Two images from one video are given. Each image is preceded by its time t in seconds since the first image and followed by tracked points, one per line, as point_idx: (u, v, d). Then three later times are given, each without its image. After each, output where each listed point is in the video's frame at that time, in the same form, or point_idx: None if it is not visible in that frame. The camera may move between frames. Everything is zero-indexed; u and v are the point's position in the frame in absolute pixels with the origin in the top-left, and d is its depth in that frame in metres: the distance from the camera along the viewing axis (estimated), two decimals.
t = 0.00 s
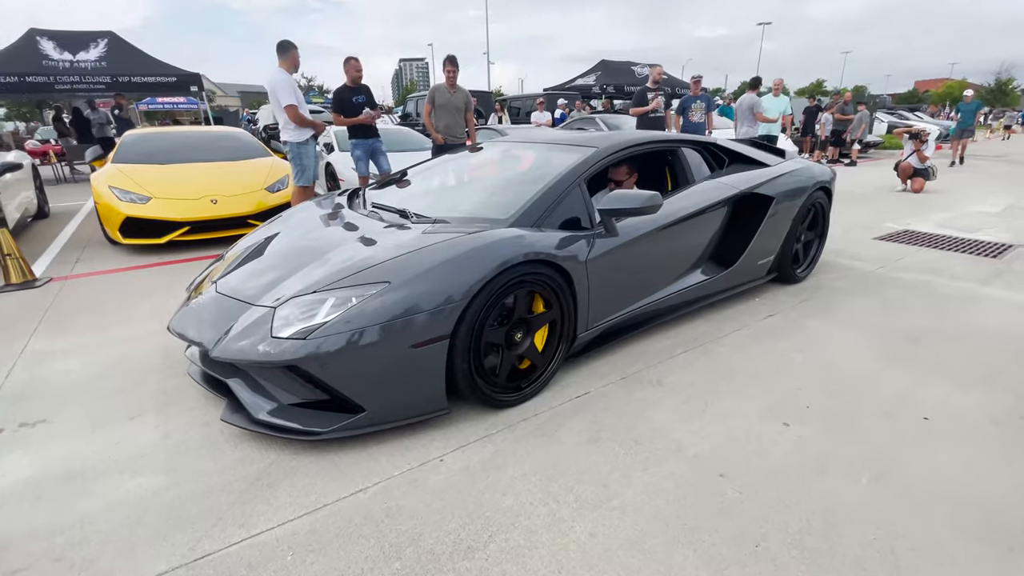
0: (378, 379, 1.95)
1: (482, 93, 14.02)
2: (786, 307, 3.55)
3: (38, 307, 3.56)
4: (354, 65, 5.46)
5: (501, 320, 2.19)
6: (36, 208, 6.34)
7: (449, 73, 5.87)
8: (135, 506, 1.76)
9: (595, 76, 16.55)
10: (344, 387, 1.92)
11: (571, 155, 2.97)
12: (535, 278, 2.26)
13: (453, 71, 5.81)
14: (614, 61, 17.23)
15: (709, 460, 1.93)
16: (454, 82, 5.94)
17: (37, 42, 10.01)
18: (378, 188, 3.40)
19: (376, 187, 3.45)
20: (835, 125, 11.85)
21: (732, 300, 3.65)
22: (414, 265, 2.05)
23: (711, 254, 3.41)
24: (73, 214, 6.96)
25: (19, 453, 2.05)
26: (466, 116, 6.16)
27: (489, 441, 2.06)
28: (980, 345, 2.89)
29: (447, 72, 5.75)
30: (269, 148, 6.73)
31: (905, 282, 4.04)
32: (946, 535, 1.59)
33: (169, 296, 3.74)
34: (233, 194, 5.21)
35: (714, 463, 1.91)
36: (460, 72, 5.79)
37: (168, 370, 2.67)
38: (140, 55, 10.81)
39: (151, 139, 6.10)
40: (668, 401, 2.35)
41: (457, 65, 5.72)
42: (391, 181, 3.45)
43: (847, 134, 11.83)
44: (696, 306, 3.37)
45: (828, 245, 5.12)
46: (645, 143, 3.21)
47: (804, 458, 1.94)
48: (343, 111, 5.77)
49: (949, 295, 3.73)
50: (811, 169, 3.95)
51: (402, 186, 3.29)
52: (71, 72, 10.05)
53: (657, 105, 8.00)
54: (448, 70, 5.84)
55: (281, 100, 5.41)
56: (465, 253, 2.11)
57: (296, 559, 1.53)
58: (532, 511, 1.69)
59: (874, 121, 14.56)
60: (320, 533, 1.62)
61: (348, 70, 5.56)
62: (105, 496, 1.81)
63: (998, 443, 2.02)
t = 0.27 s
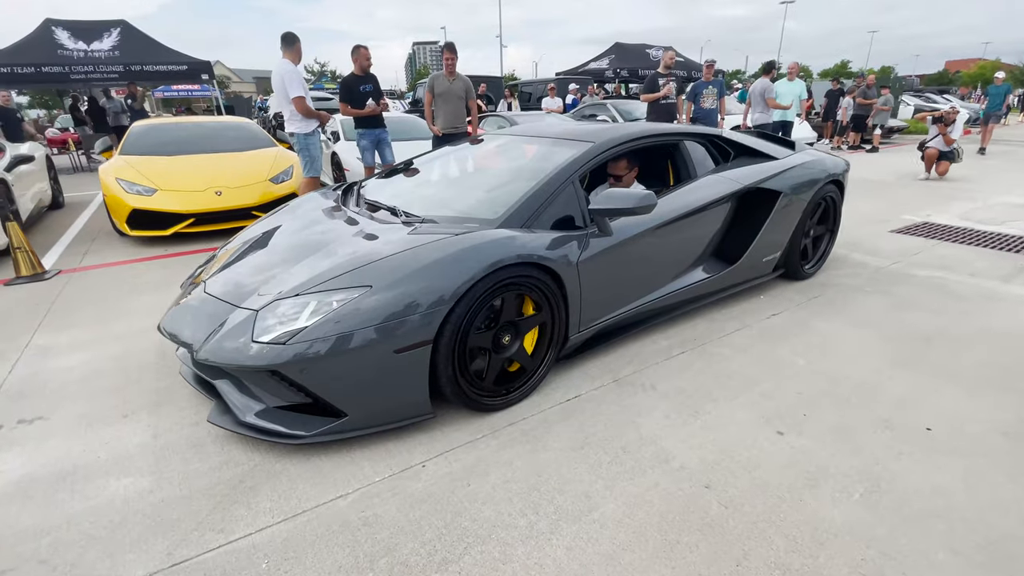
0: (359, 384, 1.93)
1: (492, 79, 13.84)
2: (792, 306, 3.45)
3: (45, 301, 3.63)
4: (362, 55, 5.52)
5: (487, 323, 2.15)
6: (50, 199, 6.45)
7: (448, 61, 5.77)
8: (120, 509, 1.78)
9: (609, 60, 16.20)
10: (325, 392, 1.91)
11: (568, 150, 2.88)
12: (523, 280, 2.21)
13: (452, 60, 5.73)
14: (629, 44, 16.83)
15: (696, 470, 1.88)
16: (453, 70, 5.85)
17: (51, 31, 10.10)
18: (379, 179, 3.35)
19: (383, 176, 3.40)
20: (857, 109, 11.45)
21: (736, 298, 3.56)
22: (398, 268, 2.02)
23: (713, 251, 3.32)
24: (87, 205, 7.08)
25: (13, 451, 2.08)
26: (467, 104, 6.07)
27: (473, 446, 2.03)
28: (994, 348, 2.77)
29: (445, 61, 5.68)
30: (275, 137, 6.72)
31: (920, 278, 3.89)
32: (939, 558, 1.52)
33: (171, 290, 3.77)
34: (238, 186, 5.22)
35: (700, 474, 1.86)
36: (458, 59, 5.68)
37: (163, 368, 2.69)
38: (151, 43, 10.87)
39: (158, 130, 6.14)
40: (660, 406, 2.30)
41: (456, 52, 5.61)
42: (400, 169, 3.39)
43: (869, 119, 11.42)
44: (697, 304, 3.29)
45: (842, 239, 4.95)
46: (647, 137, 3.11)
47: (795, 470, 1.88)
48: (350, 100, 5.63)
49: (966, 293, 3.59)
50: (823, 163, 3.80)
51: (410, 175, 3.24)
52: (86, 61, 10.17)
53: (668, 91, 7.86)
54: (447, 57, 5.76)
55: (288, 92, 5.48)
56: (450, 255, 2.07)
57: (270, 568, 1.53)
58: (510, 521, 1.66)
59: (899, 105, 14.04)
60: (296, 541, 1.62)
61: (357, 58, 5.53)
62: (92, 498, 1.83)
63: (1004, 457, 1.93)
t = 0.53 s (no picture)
0: (335, 385, 1.93)
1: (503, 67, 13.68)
2: (792, 305, 3.36)
3: (49, 291, 3.70)
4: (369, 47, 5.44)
5: (469, 324, 2.13)
6: (63, 189, 6.58)
7: (446, 50, 5.82)
8: (101, 503, 1.81)
9: (623, 47, 15.88)
10: (302, 392, 1.90)
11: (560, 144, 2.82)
12: (506, 279, 2.18)
13: (450, 49, 5.79)
14: (644, 31, 16.48)
15: (674, 477, 1.85)
16: (451, 59, 5.92)
17: (65, 20, 10.20)
18: (381, 168, 3.32)
19: (391, 163, 3.37)
20: (877, 98, 11.09)
21: (735, 296, 3.48)
22: (378, 267, 2.00)
23: (711, 249, 3.25)
24: (99, 194, 7.20)
25: (5, 442, 2.14)
26: (464, 93, 6.13)
27: (451, 446, 2.02)
28: (1000, 352, 2.67)
29: (444, 50, 5.77)
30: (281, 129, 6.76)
31: (929, 277, 3.76)
32: None
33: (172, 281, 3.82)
34: (242, 177, 5.24)
35: (678, 481, 1.83)
36: (455, 48, 5.78)
37: (156, 361, 2.73)
38: (164, 32, 10.95)
39: (166, 122, 6.21)
40: (644, 408, 2.27)
41: (453, 39, 5.74)
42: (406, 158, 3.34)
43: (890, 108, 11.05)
44: (693, 303, 3.22)
45: (851, 235, 4.82)
46: (643, 131, 3.03)
47: (776, 478, 1.84)
48: (355, 90, 5.58)
49: (976, 294, 3.46)
50: (829, 157, 3.67)
51: (416, 163, 3.17)
52: (99, 50, 10.29)
53: (680, 80, 7.74)
54: (446, 46, 5.82)
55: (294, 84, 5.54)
56: (429, 254, 2.04)
57: (240, 566, 1.55)
58: (480, 525, 1.66)
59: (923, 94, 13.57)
60: (268, 539, 1.64)
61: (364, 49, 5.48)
62: (75, 492, 1.87)
63: (996, 471, 1.86)
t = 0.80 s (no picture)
0: (310, 383, 1.95)
1: (514, 58, 13.57)
2: (787, 305, 3.30)
3: (54, 281, 3.80)
4: (370, 36, 5.36)
5: (445, 323, 2.13)
6: (76, 179, 6.73)
7: (447, 43, 5.80)
8: (82, 494, 1.87)
9: (637, 37, 15.62)
10: (276, 390, 1.93)
11: (548, 141, 2.79)
12: (483, 279, 2.17)
13: (450, 41, 5.80)
14: (659, 20, 16.17)
15: (643, 481, 1.84)
16: (451, 52, 5.90)
17: (81, 11, 10.36)
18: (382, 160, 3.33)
19: (395, 153, 3.36)
20: (897, 90, 10.77)
21: (729, 296, 3.43)
22: (353, 266, 2.01)
23: (704, 248, 3.20)
24: (111, 185, 7.35)
25: None
26: (460, 86, 6.12)
27: (425, 445, 2.04)
28: (997, 359, 2.59)
29: (444, 44, 5.77)
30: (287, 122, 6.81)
31: (933, 279, 3.66)
32: None
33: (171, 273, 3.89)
34: (245, 170, 5.29)
35: (646, 485, 1.83)
36: (454, 41, 5.77)
37: (148, 353, 2.79)
38: (177, 23, 11.05)
39: (174, 114, 6.29)
40: (622, 410, 2.25)
41: (453, 32, 5.74)
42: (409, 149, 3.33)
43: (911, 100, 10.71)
44: (684, 302, 3.18)
45: (857, 233, 4.70)
46: (635, 128, 2.98)
47: (747, 485, 1.82)
48: (357, 83, 5.54)
49: (980, 297, 3.36)
50: (831, 155, 3.58)
51: (416, 156, 3.15)
52: (113, 41, 10.43)
53: (688, 74, 7.68)
54: (446, 40, 5.80)
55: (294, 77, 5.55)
56: (404, 254, 2.05)
57: (207, 560, 1.59)
58: (444, 526, 1.67)
59: (947, 85, 13.13)
60: (237, 534, 1.68)
61: (365, 41, 5.45)
62: (59, 481, 1.93)
63: (975, 483, 1.81)
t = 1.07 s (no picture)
0: (289, 384, 1.95)
1: (525, 51, 13.47)
2: (786, 309, 3.23)
3: (57, 274, 3.86)
4: (367, 31, 5.33)
5: (427, 324, 2.11)
6: (87, 172, 6.84)
7: (453, 37, 5.75)
8: (65, 488, 1.90)
9: (651, 30, 15.39)
10: (255, 389, 1.93)
11: (539, 140, 2.75)
12: (466, 280, 2.15)
13: (455, 36, 5.74)
14: (673, 12, 15.91)
15: (620, 488, 1.82)
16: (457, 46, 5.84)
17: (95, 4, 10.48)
18: (381, 155, 3.32)
19: (396, 148, 3.35)
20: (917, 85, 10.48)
21: (727, 298, 3.37)
22: (334, 266, 2.00)
23: (701, 250, 3.14)
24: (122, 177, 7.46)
25: None
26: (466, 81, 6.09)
27: (405, 447, 2.03)
28: (999, 369, 2.51)
29: (451, 38, 5.71)
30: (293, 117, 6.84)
31: (941, 283, 3.55)
32: None
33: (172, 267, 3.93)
34: (248, 164, 5.32)
35: (623, 492, 1.80)
36: (459, 35, 5.72)
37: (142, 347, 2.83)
38: (189, 16, 11.14)
39: (181, 109, 6.35)
40: (606, 415, 2.23)
41: (459, 27, 5.69)
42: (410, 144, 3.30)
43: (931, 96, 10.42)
44: (680, 304, 3.13)
45: (865, 234, 4.58)
46: (629, 127, 2.93)
47: (726, 496, 1.78)
48: (360, 78, 5.55)
49: (988, 303, 3.25)
50: (835, 155, 3.49)
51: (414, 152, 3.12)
52: (127, 34, 10.56)
53: (698, 69, 7.58)
54: (453, 34, 5.76)
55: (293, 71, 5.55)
56: (385, 254, 2.04)
57: (180, 558, 1.61)
58: (415, 530, 1.66)
59: (970, 81, 12.75)
60: (211, 532, 1.69)
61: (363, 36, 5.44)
62: (44, 475, 1.96)
63: (964, 500, 1.76)
